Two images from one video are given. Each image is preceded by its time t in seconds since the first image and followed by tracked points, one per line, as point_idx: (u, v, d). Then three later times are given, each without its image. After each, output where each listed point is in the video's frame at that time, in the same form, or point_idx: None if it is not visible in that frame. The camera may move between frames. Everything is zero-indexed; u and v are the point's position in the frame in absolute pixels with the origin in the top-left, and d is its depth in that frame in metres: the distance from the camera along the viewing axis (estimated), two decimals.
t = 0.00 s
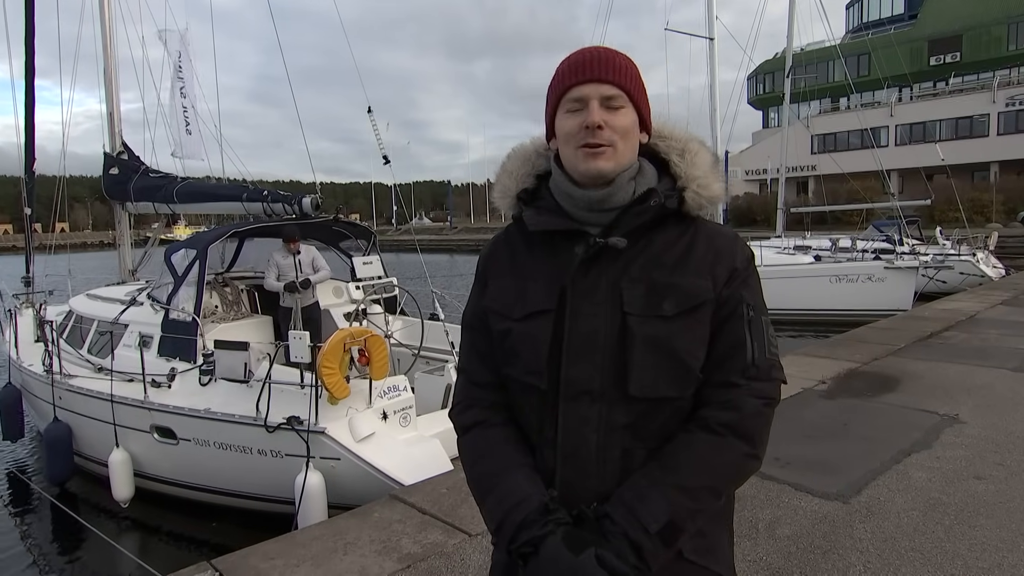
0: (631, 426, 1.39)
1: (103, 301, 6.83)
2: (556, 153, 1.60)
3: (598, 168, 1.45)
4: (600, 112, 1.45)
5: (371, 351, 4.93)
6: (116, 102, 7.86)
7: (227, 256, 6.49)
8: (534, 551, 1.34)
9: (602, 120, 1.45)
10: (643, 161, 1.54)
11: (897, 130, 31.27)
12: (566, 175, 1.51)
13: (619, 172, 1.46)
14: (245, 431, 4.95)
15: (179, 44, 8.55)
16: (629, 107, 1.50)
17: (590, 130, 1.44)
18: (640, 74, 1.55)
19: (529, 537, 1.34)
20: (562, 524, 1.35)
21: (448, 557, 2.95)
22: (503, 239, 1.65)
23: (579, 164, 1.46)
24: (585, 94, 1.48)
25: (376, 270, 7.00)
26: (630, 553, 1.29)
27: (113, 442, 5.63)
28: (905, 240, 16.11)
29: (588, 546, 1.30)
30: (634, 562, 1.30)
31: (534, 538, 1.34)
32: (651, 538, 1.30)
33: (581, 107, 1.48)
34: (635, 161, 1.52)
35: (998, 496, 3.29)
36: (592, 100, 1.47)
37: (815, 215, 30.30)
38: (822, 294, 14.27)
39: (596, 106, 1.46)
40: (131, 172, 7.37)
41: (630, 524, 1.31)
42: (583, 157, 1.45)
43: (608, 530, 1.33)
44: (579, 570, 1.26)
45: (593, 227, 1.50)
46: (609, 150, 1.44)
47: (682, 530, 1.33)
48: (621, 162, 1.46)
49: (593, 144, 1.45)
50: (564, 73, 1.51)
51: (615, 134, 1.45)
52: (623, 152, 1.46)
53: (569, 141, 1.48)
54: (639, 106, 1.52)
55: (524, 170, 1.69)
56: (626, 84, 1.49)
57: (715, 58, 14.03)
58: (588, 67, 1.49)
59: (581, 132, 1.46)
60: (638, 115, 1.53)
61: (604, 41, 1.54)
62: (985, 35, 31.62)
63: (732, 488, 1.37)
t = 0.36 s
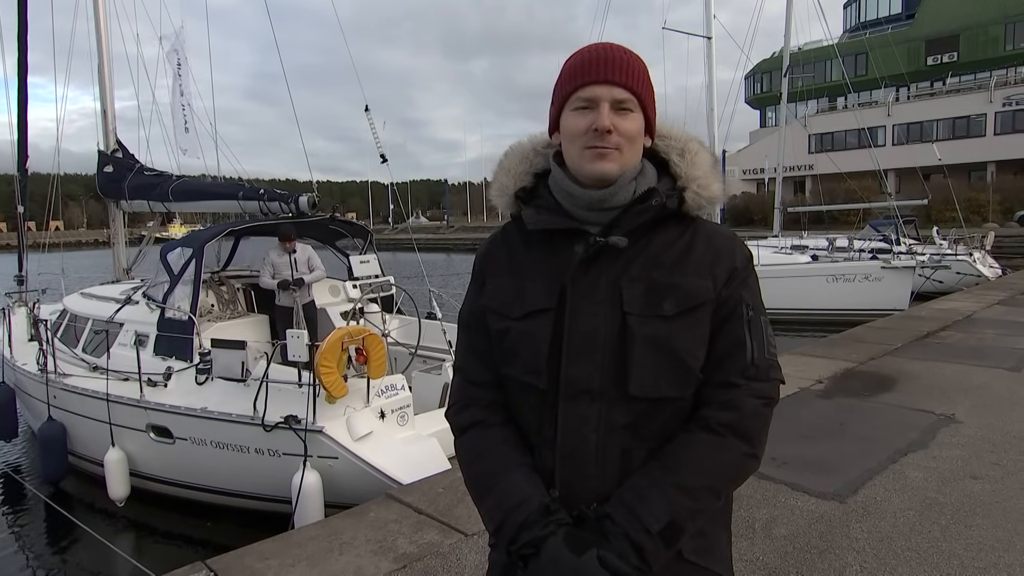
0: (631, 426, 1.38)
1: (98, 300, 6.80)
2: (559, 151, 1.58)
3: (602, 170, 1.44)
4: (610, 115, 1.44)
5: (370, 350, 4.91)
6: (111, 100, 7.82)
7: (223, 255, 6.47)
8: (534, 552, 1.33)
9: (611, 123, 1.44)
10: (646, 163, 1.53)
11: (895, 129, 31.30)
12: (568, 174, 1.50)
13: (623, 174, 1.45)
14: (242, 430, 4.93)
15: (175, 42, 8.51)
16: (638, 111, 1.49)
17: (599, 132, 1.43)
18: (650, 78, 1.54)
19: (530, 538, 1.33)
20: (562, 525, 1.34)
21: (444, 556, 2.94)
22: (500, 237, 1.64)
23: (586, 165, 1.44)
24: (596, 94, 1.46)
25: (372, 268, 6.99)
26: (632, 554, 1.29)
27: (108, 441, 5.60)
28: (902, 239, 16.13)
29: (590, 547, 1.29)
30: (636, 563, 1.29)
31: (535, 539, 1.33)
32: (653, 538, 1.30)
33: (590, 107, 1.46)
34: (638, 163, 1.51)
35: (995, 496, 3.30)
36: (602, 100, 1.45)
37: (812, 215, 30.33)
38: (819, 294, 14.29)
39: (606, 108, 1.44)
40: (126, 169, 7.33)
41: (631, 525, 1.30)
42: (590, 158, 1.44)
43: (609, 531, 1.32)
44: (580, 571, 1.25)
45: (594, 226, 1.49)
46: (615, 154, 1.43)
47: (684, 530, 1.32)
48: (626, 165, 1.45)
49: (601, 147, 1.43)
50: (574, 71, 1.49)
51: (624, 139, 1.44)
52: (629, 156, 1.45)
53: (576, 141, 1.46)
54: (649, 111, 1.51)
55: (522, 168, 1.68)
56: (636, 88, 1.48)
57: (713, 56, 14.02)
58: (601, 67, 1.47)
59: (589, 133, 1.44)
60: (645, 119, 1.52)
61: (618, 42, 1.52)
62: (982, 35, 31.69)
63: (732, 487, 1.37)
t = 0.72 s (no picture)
0: (626, 427, 1.37)
1: (89, 301, 6.75)
2: (554, 152, 1.58)
3: (596, 175, 1.43)
4: (604, 118, 1.43)
5: (365, 351, 4.89)
6: (102, 100, 7.77)
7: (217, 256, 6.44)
8: (530, 553, 1.32)
9: (605, 126, 1.43)
10: (641, 164, 1.53)
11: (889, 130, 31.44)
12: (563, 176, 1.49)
13: (619, 176, 1.44)
14: (237, 432, 4.91)
15: (166, 41, 8.47)
16: (632, 112, 1.48)
17: (592, 136, 1.42)
18: (645, 78, 1.52)
19: (527, 540, 1.32)
20: (558, 526, 1.34)
21: (439, 559, 2.93)
22: (496, 237, 1.63)
23: (579, 169, 1.43)
24: (590, 97, 1.45)
25: (367, 269, 6.97)
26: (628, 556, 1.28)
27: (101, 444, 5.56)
28: (896, 239, 16.19)
29: (585, 549, 1.28)
30: (632, 566, 1.28)
31: (531, 540, 1.32)
32: (647, 540, 1.29)
33: (584, 110, 1.45)
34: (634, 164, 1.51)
35: (988, 495, 3.30)
36: (596, 103, 1.44)
37: (806, 215, 30.44)
38: (813, 294, 14.33)
39: (600, 111, 1.43)
40: (117, 170, 7.29)
41: (627, 527, 1.29)
42: (582, 163, 1.43)
43: (604, 533, 1.31)
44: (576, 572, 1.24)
45: (591, 227, 1.48)
46: (608, 158, 1.43)
47: (679, 532, 1.32)
48: (621, 167, 1.44)
49: (594, 151, 1.43)
50: (568, 71, 1.47)
51: (618, 142, 1.43)
52: (624, 159, 1.45)
53: (569, 144, 1.45)
54: (643, 112, 1.50)
55: (518, 169, 1.67)
56: (631, 89, 1.46)
57: (706, 57, 14.04)
58: (594, 69, 1.45)
59: (582, 136, 1.43)
60: (640, 120, 1.51)
61: (611, 42, 1.50)
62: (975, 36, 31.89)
63: (726, 490, 1.36)
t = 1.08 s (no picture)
0: (623, 429, 1.37)
1: (85, 304, 6.72)
2: (541, 160, 1.57)
3: (586, 180, 1.42)
4: (585, 124, 1.42)
5: (364, 352, 4.87)
6: (97, 101, 7.75)
7: (213, 258, 6.42)
8: (533, 559, 1.30)
9: (588, 131, 1.42)
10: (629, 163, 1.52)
11: (885, 131, 31.50)
12: (552, 183, 1.48)
13: (608, 178, 1.43)
14: (235, 434, 4.89)
15: (162, 42, 8.45)
16: (612, 111, 1.46)
17: (576, 143, 1.41)
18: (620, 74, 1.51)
19: (529, 544, 1.31)
20: (560, 530, 1.32)
21: (436, 561, 2.91)
22: (490, 241, 1.63)
23: (569, 176, 1.42)
24: (568, 104, 1.44)
25: (365, 270, 6.96)
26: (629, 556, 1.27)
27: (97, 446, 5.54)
28: (893, 240, 16.21)
29: (589, 551, 1.26)
30: (635, 567, 1.27)
31: (533, 545, 1.30)
32: (649, 540, 1.29)
33: (564, 118, 1.44)
34: (622, 163, 1.50)
35: (986, 497, 3.30)
36: (575, 110, 1.43)
37: (803, 217, 30.48)
38: (810, 295, 14.34)
39: (580, 117, 1.42)
40: (112, 171, 7.26)
41: (629, 528, 1.28)
42: (572, 170, 1.42)
43: (606, 534, 1.30)
44: None
45: (583, 231, 1.48)
46: (596, 161, 1.41)
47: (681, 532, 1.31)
48: (608, 169, 1.43)
49: (581, 157, 1.41)
50: (544, 82, 1.46)
51: (602, 144, 1.42)
52: (611, 160, 1.43)
53: (555, 154, 1.44)
54: (624, 110, 1.49)
55: (508, 174, 1.67)
56: (608, 89, 1.45)
57: (704, 58, 14.05)
58: (566, 76, 1.44)
59: (566, 144, 1.42)
60: (622, 118, 1.50)
61: (580, 45, 1.49)
62: (971, 37, 31.97)
63: (726, 489, 1.36)
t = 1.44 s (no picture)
0: (614, 431, 1.36)
1: (84, 307, 6.71)
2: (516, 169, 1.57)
3: (559, 189, 1.42)
4: (550, 135, 1.42)
5: (365, 354, 4.86)
6: (95, 103, 7.75)
7: (212, 261, 6.41)
8: (531, 566, 1.30)
9: (555, 141, 1.41)
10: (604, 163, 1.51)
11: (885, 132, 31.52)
12: (527, 192, 1.48)
13: (581, 184, 1.43)
14: (235, 436, 4.88)
15: (160, 45, 8.45)
16: (579, 116, 1.45)
17: (543, 155, 1.41)
18: (585, 76, 1.49)
19: (527, 552, 1.31)
20: (557, 536, 1.32)
21: (435, 564, 2.91)
22: (472, 250, 1.62)
23: (541, 188, 1.42)
24: (532, 117, 1.44)
25: (364, 272, 6.97)
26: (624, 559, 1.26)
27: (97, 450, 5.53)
28: (892, 242, 16.21)
29: (586, 555, 1.26)
30: (632, 567, 1.27)
31: (531, 553, 1.30)
32: (645, 540, 1.28)
33: (529, 131, 1.44)
34: (596, 164, 1.49)
35: (986, 498, 3.30)
36: (539, 122, 1.43)
37: (803, 218, 30.47)
38: (810, 297, 14.34)
39: (545, 129, 1.42)
40: (110, 174, 7.26)
41: (625, 529, 1.28)
42: (543, 182, 1.42)
43: (602, 537, 1.29)
44: None
45: (563, 235, 1.47)
46: (566, 171, 1.41)
47: (677, 529, 1.31)
48: (581, 174, 1.43)
49: (550, 168, 1.41)
50: (506, 96, 1.46)
51: (570, 152, 1.42)
52: (581, 166, 1.43)
53: (525, 167, 1.45)
54: (590, 112, 1.47)
55: (484, 181, 1.67)
56: (571, 94, 1.44)
57: (703, 60, 14.04)
58: (527, 89, 1.44)
59: (534, 157, 1.43)
60: (590, 120, 1.49)
61: (540, 52, 1.48)
62: (970, 38, 32.03)
63: (720, 484, 1.36)
